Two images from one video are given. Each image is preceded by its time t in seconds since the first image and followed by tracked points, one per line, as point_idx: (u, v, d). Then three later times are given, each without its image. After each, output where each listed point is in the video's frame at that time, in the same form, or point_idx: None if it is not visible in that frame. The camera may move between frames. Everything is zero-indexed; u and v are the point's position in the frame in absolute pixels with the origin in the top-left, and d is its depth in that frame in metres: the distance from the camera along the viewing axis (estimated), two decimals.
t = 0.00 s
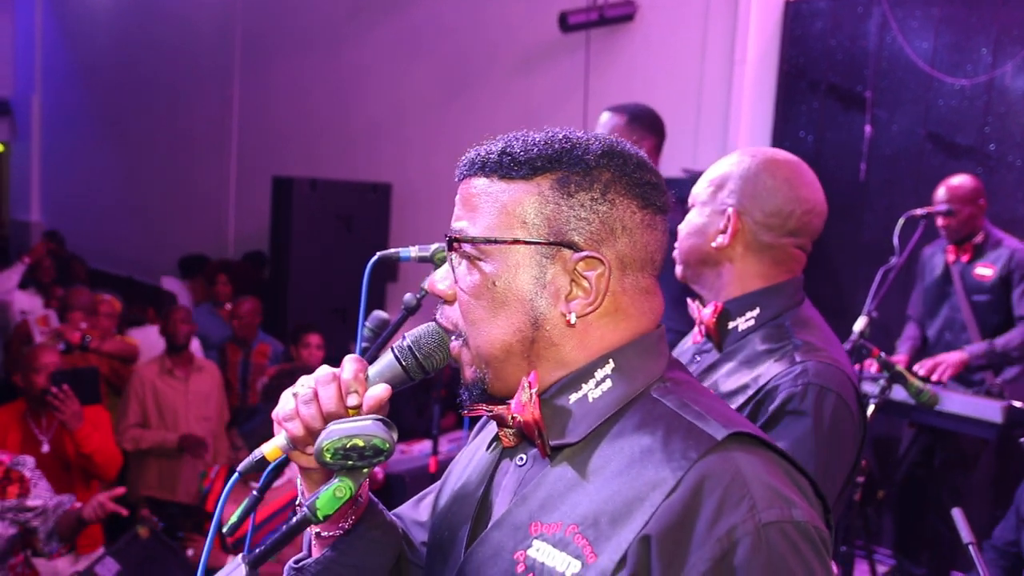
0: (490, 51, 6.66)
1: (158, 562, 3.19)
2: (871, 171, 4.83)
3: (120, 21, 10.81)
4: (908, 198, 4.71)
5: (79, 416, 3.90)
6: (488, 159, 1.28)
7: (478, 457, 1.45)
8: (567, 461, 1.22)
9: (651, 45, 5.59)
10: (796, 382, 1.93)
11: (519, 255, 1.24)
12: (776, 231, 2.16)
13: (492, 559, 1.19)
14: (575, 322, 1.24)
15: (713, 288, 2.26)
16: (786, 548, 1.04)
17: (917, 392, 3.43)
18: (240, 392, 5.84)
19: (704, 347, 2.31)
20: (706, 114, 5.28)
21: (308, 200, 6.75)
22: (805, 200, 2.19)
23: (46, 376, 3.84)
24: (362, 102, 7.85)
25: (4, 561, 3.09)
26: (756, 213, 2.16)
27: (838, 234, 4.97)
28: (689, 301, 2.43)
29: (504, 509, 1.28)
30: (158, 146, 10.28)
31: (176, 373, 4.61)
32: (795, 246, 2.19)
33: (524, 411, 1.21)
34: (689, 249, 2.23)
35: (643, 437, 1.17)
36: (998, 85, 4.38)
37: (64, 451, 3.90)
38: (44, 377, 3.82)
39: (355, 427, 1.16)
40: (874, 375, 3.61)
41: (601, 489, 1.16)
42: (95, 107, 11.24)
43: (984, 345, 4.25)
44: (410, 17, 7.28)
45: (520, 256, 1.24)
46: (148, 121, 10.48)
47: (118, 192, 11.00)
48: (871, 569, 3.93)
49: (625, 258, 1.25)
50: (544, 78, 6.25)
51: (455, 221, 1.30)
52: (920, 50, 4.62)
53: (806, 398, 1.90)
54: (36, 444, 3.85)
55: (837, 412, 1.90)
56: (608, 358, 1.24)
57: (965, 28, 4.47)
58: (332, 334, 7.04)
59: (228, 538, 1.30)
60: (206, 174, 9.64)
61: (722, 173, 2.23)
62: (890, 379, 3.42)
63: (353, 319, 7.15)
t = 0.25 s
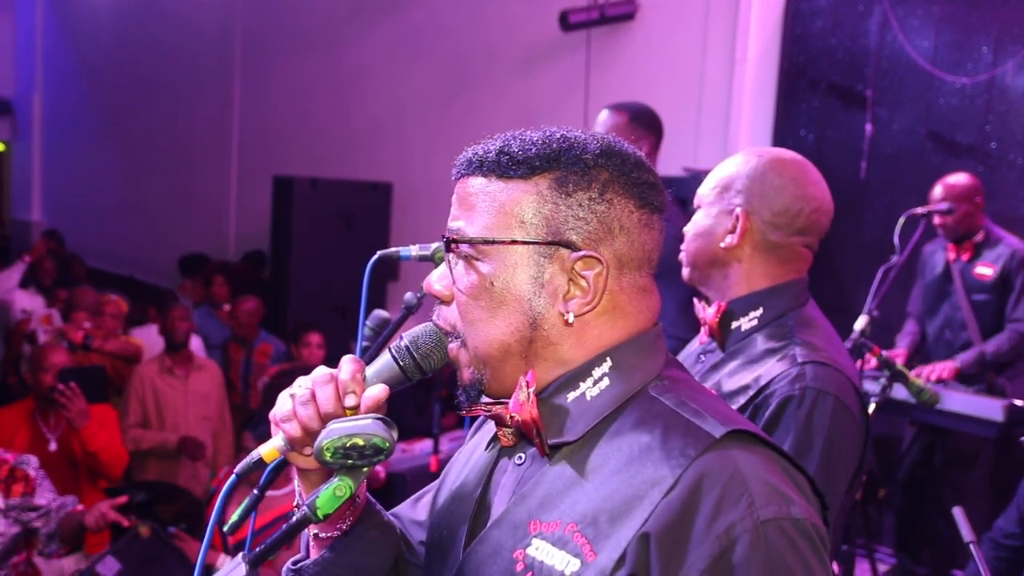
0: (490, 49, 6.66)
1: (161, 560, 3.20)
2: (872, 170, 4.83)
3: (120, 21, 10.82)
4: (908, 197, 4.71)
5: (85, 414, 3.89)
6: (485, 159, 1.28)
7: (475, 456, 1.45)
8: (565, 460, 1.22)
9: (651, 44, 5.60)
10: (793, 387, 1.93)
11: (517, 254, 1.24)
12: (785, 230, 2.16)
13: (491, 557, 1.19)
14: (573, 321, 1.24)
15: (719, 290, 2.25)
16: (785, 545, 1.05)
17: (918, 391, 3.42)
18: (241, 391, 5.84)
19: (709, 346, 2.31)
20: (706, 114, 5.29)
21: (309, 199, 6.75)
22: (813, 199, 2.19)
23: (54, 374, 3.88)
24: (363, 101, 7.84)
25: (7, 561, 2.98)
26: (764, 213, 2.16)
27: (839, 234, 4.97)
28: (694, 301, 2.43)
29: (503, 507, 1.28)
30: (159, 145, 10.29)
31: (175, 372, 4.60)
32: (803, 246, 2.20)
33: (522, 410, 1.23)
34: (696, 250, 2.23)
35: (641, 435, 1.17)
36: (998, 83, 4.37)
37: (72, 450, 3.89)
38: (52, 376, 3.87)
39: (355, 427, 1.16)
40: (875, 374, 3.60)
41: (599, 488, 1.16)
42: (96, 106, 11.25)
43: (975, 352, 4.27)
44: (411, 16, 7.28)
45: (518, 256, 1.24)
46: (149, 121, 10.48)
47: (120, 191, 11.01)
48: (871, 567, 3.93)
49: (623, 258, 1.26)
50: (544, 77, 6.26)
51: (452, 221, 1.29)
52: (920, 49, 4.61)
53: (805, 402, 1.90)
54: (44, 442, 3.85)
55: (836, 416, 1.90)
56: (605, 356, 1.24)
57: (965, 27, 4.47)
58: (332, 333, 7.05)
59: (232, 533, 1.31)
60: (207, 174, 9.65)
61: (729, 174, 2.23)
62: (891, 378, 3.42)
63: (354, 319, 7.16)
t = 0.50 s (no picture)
0: (491, 48, 6.66)
1: (162, 559, 3.21)
2: (874, 170, 4.82)
3: (121, 20, 10.83)
4: (910, 196, 4.70)
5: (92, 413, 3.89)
6: (475, 171, 1.24)
7: (472, 454, 1.45)
8: (560, 457, 1.22)
9: (652, 43, 5.60)
10: (804, 388, 1.93)
11: (517, 267, 1.23)
12: (795, 230, 2.17)
13: (486, 555, 1.19)
14: (576, 329, 1.24)
15: (727, 294, 2.24)
16: (776, 538, 1.04)
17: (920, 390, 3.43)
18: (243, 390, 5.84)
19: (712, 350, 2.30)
20: (708, 113, 5.29)
21: (310, 198, 6.74)
22: (819, 197, 2.20)
23: (62, 373, 3.86)
24: (364, 100, 7.83)
25: (8, 560, 2.98)
26: (774, 215, 2.15)
27: (841, 233, 4.96)
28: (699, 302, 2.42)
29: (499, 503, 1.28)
30: (160, 144, 10.28)
31: (172, 372, 4.59)
32: (812, 245, 2.20)
33: (518, 409, 1.23)
34: (703, 255, 2.21)
35: (633, 431, 1.17)
36: (1001, 82, 4.37)
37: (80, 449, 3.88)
38: (60, 375, 3.84)
39: (355, 425, 1.16)
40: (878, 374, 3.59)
41: (592, 483, 1.16)
42: (97, 105, 11.25)
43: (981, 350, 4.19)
44: (413, 15, 7.28)
45: (518, 268, 1.23)
46: (150, 120, 10.47)
47: (121, 191, 11.00)
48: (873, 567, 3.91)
49: (622, 263, 1.25)
50: (545, 76, 6.25)
51: (445, 232, 1.27)
52: (922, 48, 4.61)
53: (813, 402, 1.91)
54: (52, 441, 3.85)
55: (847, 418, 1.90)
56: (601, 354, 1.24)
57: (967, 26, 4.46)
58: (333, 332, 7.04)
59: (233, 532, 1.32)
60: (208, 173, 9.64)
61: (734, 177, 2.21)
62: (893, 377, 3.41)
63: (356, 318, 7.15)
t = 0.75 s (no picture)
0: (492, 47, 6.66)
1: (164, 559, 3.20)
2: (875, 169, 4.82)
3: (122, 19, 10.84)
4: (912, 195, 4.70)
5: (98, 414, 3.92)
6: (446, 185, 1.20)
7: (462, 459, 1.43)
8: (546, 460, 1.19)
9: (653, 42, 5.61)
10: (804, 389, 1.92)
11: (497, 278, 1.20)
12: (798, 230, 2.17)
13: (477, 557, 1.17)
14: (560, 333, 1.22)
15: (723, 290, 2.25)
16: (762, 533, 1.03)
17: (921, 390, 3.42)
18: (246, 390, 5.83)
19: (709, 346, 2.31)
20: (710, 112, 5.31)
21: (312, 197, 6.75)
22: (822, 200, 2.21)
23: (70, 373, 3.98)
24: (365, 99, 7.84)
25: (10, 560, 2.98)
26: (778, 214, 2.16)
27: (842, 232, 4.96)
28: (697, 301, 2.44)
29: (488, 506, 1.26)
30: (162, 143, 10.29)
31: (170, 373, 4.60)
32: (811, 245, 2.21)
33: (504, 416, 1.20)
34: (703, 250, 2.21)
35: (619, 429, 1.15)
36: (1003, 82, 4.35)
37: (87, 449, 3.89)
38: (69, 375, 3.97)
39: (357, 425, 1.16)
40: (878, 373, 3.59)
41: (579, 482, 1.14)
42: (98, 105, 11.26)
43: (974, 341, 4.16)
44: (414, 14, 7.29)
45: (499, 279, 1.20)
46: (151, 119, 10.48)
47: (123, 190, 11.02)
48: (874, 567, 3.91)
49: (603, 266, 1.23)
50: (546, 75, 6.25)
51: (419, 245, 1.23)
52: (924, 47, 4.60)
53: (812, 403, 1.89)
54: (60, 440, 3.88)
55: (846, 418, 1.89)
56: (584, 354, 1.22)
57: (968, 25, 4.46)
58: (336, 331, 7.05)
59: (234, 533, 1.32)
60: (209, 172, 9.65)
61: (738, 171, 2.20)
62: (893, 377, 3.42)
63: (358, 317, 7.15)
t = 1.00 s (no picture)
0: (494, 45, 6.66)
1: (165, 558, 3.19)
2: (876, 169, 4.81)
3: (124, 18, 10.84)
4: (913, 195, 4.69)
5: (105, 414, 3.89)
6: (434, 181, 1.20)
7: (442, 466, 1.43)
8: (528, 466, 1.19)
9: (655, 41, 5.61)
10: (797, 384, 1.92)
11: (480, 277, 1.20)
12: (801, 233, 2.19)
13: (467, 565, 1.16)
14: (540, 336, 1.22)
15: (720, 287, 2.25)
16: (743, 522, 1.03)
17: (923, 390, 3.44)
18: (247, 389, 5.83)
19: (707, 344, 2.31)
20: (712, 111, 5.31)
21: (313, 196, 6.75)
22: (828, 204, 2.23)
23: (78, 373, 4.02)
24: (367, 98, 7.84)
25: (13, 559, 3.00)
26: (785, 215, 2.16)
27: (843, 233, 4.95)
28: (690, 298, 2.45)
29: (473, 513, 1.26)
30: (163, 142, 10.29)
31: (167, 375, 4.60)
32: (812, 247, 2.23)
33: (483, 423, 1.20)
34: (707, 247, 2.19)
35: (598, 429, 1.16)
36: (1005, 82, 4.34)
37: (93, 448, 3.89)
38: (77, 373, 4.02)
39: (361, 424, 1.16)
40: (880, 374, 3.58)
41: (562, 484, 1.14)
42: (99, 103, 11.26)
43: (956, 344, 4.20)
44: (416, 13, 7.28)
45: (482, 279, 1.20)
46: (153, 117, 10.47)
47: (124, 188, 11.03)
48: (875, 567, 3.90)
49: (584, 271, 1.23)
50: (548, 74, 6.24)
51: (401, 241, 1.22)
52: (926, 47, 4.60)
53: (808, 398, 1.89)
54: (68, 438, 3.90)
55: (840, 413, 1.88)
56: (561, 356, 1.23)
57: (971, 25, 4.45)
58: (337, 330, 7.05)
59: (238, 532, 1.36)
60: (210, 170, 9.65)
61: (745, 169, 2.20)
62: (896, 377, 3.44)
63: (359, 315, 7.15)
